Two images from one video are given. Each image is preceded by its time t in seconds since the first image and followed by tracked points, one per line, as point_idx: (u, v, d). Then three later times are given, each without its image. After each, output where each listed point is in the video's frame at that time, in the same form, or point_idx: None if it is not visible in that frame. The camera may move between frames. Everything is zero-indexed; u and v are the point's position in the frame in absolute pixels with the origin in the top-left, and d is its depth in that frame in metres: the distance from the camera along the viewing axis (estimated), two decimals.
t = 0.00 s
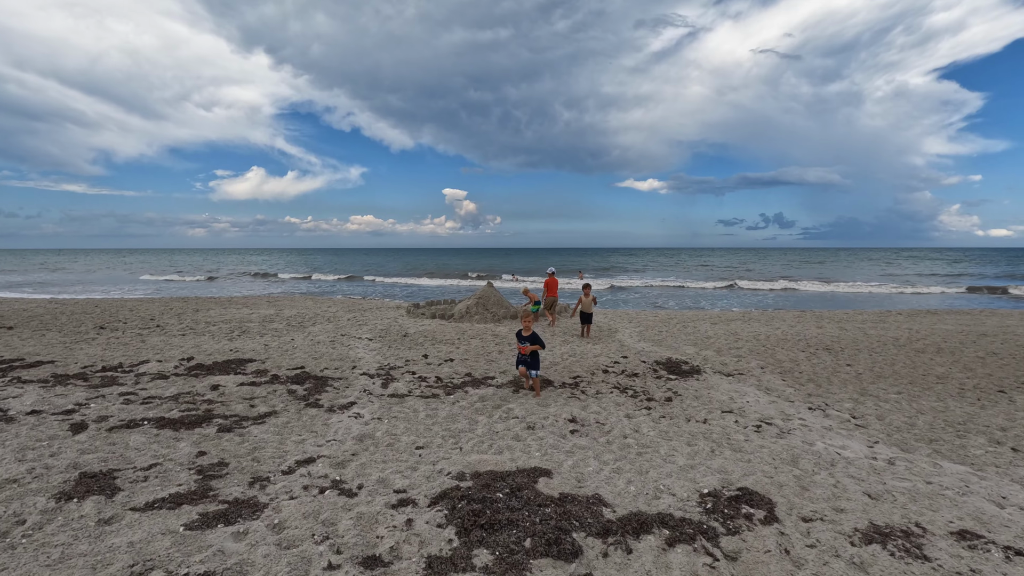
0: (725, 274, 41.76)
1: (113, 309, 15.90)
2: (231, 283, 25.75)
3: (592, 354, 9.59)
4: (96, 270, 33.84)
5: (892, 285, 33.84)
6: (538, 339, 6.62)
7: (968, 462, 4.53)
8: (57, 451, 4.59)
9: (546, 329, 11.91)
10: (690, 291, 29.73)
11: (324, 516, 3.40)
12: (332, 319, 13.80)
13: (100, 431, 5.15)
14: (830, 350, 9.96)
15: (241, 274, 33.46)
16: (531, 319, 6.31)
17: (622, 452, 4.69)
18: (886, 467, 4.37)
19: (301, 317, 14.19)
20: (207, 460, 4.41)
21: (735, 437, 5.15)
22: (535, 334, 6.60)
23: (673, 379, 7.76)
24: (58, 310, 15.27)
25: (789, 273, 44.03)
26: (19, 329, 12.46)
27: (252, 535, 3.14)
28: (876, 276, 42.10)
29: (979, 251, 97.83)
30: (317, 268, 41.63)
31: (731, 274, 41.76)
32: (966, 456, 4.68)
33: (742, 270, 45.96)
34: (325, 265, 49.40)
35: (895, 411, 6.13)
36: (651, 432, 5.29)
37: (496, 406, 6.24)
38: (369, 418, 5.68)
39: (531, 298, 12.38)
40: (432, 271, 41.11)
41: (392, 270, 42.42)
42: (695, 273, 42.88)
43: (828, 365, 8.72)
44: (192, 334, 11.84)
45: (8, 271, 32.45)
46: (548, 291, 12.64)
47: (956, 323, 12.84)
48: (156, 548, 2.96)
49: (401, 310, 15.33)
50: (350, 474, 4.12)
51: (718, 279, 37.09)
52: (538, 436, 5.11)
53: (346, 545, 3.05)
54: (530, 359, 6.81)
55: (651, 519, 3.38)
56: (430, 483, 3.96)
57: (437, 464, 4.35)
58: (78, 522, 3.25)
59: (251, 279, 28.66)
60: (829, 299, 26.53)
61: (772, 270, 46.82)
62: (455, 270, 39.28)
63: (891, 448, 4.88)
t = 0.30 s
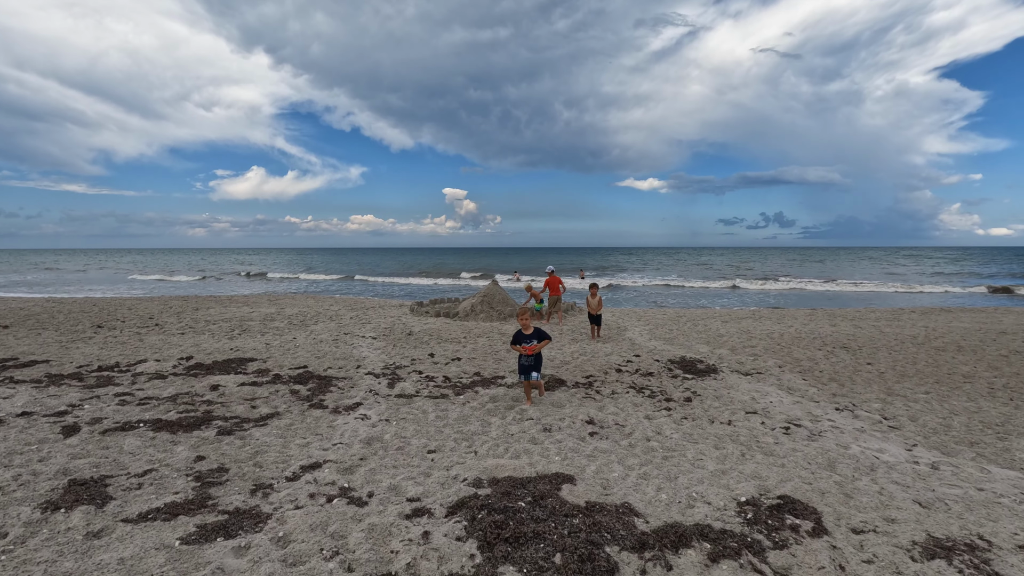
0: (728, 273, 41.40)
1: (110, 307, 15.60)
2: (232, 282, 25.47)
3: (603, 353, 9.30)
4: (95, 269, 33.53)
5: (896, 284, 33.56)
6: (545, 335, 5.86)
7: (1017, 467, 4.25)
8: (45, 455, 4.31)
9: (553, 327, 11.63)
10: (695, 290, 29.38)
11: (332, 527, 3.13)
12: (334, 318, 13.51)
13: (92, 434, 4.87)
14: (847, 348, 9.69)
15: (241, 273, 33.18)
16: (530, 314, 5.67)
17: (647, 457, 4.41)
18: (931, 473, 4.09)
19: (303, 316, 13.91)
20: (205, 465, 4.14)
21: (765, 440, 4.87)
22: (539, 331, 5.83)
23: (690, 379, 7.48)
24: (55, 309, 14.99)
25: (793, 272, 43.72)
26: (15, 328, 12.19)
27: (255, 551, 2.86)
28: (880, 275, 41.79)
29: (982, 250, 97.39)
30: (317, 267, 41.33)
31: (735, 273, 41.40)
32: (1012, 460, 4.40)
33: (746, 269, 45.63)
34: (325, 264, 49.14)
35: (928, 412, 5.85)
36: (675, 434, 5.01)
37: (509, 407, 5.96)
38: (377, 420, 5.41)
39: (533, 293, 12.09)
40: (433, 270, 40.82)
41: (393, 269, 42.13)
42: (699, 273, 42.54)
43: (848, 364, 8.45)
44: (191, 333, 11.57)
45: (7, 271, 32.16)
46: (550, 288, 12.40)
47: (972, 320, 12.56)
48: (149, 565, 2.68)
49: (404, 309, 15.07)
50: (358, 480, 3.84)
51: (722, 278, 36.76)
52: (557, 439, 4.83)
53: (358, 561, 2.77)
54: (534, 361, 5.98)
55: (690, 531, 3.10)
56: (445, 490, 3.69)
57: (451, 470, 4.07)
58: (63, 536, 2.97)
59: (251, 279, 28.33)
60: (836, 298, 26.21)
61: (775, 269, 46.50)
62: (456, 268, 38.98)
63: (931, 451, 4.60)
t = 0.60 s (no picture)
0: (732, 272, 41.04)
1: (108, 306, 15.31)
2: (232, 282, 25.19)
3: (614, 352, 9.00)
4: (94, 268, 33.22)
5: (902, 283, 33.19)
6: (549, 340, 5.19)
7: None
8: (31, 463, 4.02)
9: (562, 326, 11.34)
10: (700, 289, 29.05)
11: (341, 547, 2.84)
12: (336, 317, 13.21)
13: (83, 439, 4.59)
14: (866, 348, 9.40)
15: (242, 272, 32.90)
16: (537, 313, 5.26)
17: (674, 464, 4.12)
18: (983, 482, 3.80)
19: (305, 315, 13.61)
20: (202, 474, 3.85)
21: (798, 445, 4.58)
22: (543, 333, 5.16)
23: (708, 380, 7.18)
24: (52, 308, 14.70)
25: (797, 270, 43.37)
26: (10, 328, 11.91)
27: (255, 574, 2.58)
28: (885, 274, 41.44)
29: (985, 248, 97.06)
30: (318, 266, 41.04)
31: (738, 271, 41.07)
32: None
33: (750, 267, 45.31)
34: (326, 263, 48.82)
35: (963, 414, 5.55)
36: (701, 439, 4.73)
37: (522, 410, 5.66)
38: (384, 424, 5.12)
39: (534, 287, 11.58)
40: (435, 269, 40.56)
41: (394, 267, 41.79)
42: (702, 272, 42.21)
43: (869, 364, 8.16)
44: (191, 332, 11.30)
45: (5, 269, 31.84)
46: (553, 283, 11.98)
47: (990, 318, 12.25)
48: None
49: (408, 307, 14.78)
50: (367, 492, 3.56)
51: (726, 277, 36.44)
52: (576, 445, 4.55)
53: None
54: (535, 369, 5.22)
55: (734, 550, 2.82)
56: (462, 502, 3.40)
57: (467, 479, 3.79)
58: (44, 557, 2.69)
59: (252, 279, 27.99)
60: (843, 297, 25.91)
61: (779, 267, 46.16)
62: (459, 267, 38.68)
63: (976, 458, 4.32)
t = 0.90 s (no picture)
0: (735, 271, 40.75)
1: (104, 305, 15.05)
2: (232, 281, 24.87)
3: (622, 352, 8.74)
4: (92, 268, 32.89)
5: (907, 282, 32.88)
6: (544, 340, 4.65)
7: None
8: (8, 472, 3.75)
9: (567, 326, 11.06)
10: (704, 288, 28.73)
11: (340, 568, 2.57)
12: (336, 316, 12.97)
13: (66, 445, 4.32)
14: (882, 347, 9.12)
15: (242, 271, 32.60)
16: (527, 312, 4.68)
17: (697, 472, 3.85)
18: None
19: (304, 314, 13.34)
20: (191, 484, 3.58)
21: (826, 451, 4.31)
22: (537, 333, 4.64)
23: (722, 381, 6.91)
24: (47, 308, 14.42)
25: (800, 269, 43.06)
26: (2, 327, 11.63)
27: None
28: (889, 273, 41.12)
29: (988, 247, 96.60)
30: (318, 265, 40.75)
31: (741, 270, 40.77)
32: None
33: (753, 266, 45.01)
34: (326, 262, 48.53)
35: (995, 417, 5.28)
36: (722, 445, 4.46)
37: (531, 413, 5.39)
38: (386, 429, 4.85)
39: (529, 282, 11.09)
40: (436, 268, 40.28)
41: (395, 266, 41.52)
42: (705, 270, 41.92)
43: (887, 364, 7.88)
44: (187, 331, 11.01)
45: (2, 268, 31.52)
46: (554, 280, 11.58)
47: (1004, 317, 11.97)
48: None
49: (409, 306, 14.51)
50: (368, 504, 3.28)
51: (729, 276, 36.13)
52: (591, 451, 4.28)
53: None
54: (532, 373, 4.74)
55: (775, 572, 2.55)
56: (472, 516, 3.14)
57: (475, 490, 3.52)
58: None
59: (251, 278, 27.69)
60: (847, 296, 25.63)
61: (782, 266, 45.87)
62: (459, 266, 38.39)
63: (1018, 465, 4.05)
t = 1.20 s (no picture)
0: (735, 267, 40.52)
1: (94, 303, 14.70)
2: (226, 279, 24.47)
3: (627, 350, 8.45)
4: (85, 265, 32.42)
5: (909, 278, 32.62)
6: (534, 341, 4.24)
7: None
8: None
9: (569, 323, 10.77)
10: (705, 285, 28.45)
11: None
12: (332, 313, 12.65)
13: (36, 454, 4.01)
14: (893, 345, 8.86)
15: (237, 269, 32.20)
16: (515, 310, 4.23)
17: (718, 483, 3.57)
18: None
19: (298, 311, 13.02)
20: (168, 499, 3.29)
21: (853, 458, 4.04)
22: (526, 334, 4.22)
23: (733, 381, 6.64)
24: (35, 305, 14.05)
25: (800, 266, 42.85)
26: None
27: None
28: (889, 270, 40.96)
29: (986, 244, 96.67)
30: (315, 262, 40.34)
31: (741, 267, 40.52)
32: None
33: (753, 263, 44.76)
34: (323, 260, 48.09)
35: None
36: (740, 451, 4.19)
37: (535, 416, 5.11)
38: (382, 435, 4.55)
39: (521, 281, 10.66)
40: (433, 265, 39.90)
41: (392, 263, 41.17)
42: (704, 267, 41.66)
43: (902, 363, 7.61)
44: (177, 330, 10.69)
45: None
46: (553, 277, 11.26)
47: (1015, 313, 11.72)
48: None
49: (406, 303, 14.21)
50: (362, 521, 3.00)
51: (729, 272, 35.84)
52: (601, 459, 4.00)
53: None
54: (519, 377, 4.29)
55: None
56: (475, 535, 2.85)
57: (478, 503, 3.24)
58: None
59: (246, 275, 27.30)
60: (848, 293, 25.36)
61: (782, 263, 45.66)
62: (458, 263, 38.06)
63: None
